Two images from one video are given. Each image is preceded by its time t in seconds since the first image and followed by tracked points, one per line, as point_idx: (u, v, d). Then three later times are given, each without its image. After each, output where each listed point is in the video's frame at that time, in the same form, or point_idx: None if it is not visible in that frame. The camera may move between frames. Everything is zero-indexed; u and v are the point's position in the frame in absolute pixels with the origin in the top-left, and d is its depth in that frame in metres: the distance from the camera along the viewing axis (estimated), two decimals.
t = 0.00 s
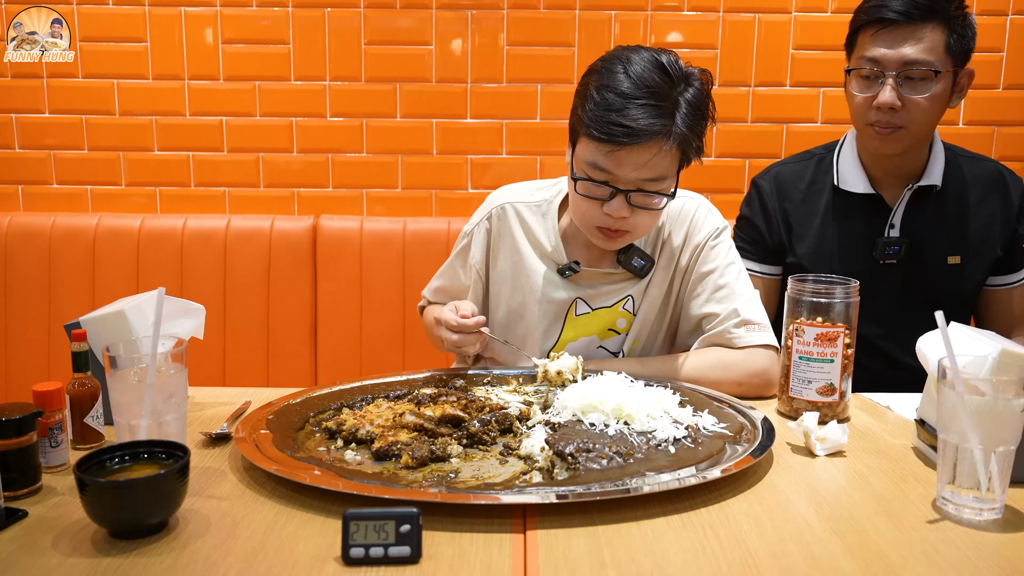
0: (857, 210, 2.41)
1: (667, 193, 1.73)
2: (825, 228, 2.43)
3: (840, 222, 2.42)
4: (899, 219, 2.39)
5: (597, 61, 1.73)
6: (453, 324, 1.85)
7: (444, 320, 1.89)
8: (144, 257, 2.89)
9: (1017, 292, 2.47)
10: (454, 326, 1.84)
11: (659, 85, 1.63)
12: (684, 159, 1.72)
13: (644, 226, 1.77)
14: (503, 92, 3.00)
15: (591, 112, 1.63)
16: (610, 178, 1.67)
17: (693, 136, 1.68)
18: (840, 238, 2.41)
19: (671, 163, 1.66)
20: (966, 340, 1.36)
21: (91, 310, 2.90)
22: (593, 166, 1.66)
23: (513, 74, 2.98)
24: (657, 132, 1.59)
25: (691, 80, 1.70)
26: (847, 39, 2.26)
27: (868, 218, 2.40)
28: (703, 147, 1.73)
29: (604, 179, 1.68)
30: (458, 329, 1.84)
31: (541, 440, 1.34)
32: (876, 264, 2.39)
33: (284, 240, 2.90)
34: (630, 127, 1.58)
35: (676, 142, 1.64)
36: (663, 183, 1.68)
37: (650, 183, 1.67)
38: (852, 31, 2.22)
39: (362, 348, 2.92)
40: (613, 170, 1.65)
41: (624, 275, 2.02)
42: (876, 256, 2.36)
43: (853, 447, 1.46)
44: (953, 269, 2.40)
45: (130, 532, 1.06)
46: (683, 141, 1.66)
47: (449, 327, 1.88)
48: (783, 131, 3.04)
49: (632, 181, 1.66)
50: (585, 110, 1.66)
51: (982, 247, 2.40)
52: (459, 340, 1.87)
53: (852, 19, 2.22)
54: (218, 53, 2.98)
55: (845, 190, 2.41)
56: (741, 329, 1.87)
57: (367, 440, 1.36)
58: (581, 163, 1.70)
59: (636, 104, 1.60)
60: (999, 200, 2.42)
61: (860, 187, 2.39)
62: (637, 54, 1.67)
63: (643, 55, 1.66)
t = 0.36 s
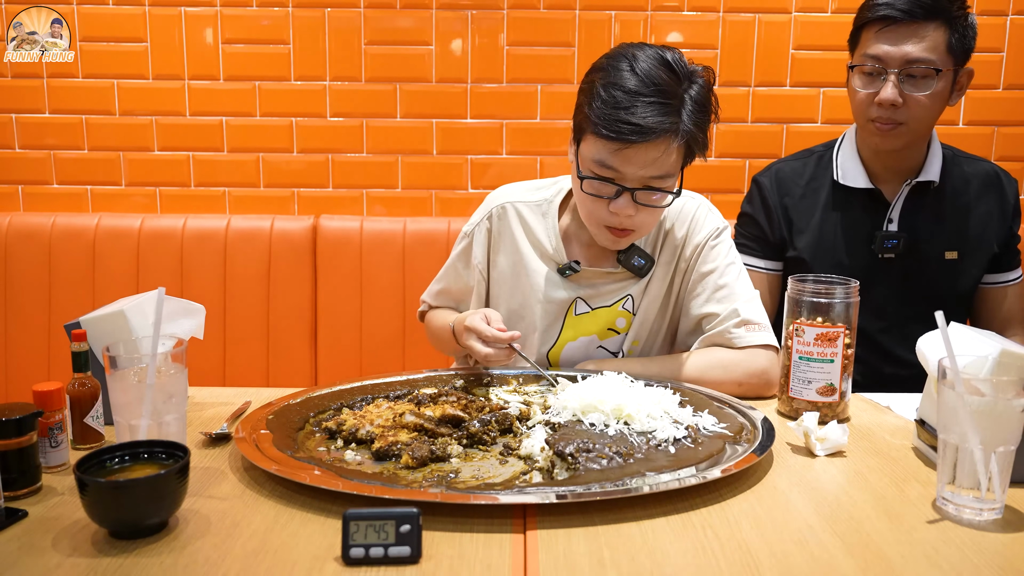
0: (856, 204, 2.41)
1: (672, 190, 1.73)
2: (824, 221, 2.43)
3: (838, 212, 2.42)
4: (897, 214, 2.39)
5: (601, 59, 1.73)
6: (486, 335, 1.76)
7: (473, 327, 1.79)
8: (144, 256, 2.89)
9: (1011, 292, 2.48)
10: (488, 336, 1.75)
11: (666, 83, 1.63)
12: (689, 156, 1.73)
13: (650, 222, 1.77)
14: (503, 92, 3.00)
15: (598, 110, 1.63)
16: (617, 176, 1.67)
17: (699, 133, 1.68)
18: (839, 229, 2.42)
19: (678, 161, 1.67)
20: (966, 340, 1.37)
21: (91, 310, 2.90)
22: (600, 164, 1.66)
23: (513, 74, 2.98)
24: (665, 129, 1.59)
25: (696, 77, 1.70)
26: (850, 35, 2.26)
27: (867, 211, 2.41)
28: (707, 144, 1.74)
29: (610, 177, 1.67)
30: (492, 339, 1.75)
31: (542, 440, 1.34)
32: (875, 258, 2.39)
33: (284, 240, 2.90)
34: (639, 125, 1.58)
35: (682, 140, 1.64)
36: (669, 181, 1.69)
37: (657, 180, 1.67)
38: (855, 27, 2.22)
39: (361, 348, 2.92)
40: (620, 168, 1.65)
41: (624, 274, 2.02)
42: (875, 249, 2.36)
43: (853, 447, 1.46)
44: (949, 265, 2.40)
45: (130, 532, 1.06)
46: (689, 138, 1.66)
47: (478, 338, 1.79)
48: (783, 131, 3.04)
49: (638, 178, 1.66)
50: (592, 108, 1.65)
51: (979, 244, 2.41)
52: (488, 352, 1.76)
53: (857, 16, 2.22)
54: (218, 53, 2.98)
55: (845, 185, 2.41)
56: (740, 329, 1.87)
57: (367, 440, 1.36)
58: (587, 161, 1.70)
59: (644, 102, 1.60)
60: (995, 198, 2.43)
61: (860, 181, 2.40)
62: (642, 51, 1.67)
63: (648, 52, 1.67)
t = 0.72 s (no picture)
0: (856, 204, 2.41)
1: (673, 187, 1.73)
2: (824, 220, 2.43)
3: (838, 212, 2.42)
4: (897, 214, 2.39)
5: (604, 55, 1.73)
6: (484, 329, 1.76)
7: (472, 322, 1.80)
8: (144, 256, 2.89)
9: (1011, 291, 2.48)
10: (487, 329, 1.75)
11: (669, 79, 1.63)
12: (691, 153, 1.73)
13: (652, 220, 1.76)
14: (503, 92, 3.00)
15: (601, 105, 1.63)
16: (618, 172, 1.67)
17: (702, 130, 1.68)
18: (839, 228, 2.41)
19: (680, 158, 1.67)
20: (966, 340, 1.37)
21: (91, 310, 2.90)
22: (602, 159, 1.66)
23: (513, 74, 2.98)
24: (667, 125, 1.60)
25: (699, 74, 1.70)
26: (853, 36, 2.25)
27: (868, 211, 2.40)
28: (709, 142, 1.74)
29: (612, 173, 1.67)
30: (491, 333, 1.75)
31: (542, 440, 1.34)
32: (874, 258, 2.39)
33: (284, 240, 2.90)
34: (642, 120, 1.58)
35: (685, 136, 1.65)
36: (671, 178, 1.69)
37: (659, 176, 1.67)
38: (860, 28, 2.20)
39: (361, 348, 2.92)
40: (622, 164, 1.65)
41: (625, 274, 2.02)
42: (875, 249, 2.36)
43: (853, 447, 1.46)
44: (949, 265, 2.40)
45: (130, 532, 1.06)
46: (691, 135, 1.67)
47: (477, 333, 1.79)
48: (783, 131, 3.04)
49: (640, 175, 1.66)
50: (594, 103, 1.65)
51: (978, 244, 2.41)
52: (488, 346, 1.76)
53: (862, 16, 2.21)
54: (218, 53, 2.98)
55: (846, 185, 2.41)
56: (740, 329, 1.87)
57: (367, 440, 1.36)
58: (589, 157, 1.70)
59: (647, 98, 1.60)
60: (995, 198, 2.43)
61: (861, 181, 2.40)
62: (645, 48, 1.67)
63: (651, 49, 1.67)
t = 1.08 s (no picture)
0: (857, 205, 2.41)
1: (673, 189, 1.73)
2: (825, 221, 2.43)
3: (839, 213, 2.42)
4: (899, 215, 2.39)
5: (606, 55, 1.73)
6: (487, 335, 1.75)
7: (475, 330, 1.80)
8: (144, 257, 2.89)
9: (1013, 291, 2.47)
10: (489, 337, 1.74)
11: (669, 81, 1.62)
12: (691, 155, 1.72)
13: (652, 221, 1.77)
14: (503, 92, 3.00)
15: (601, 107, 1.63)
16: (618, 173, 1.67)
17: (702, 133, 1.68)
18: (840, 229, 2.41)
19: (679, 160, 1.67)
20: (966, 340, 1.37)
21: (91, 310, 2.90)
22: (602, 161, 1.66)
23: (513, 74, 2.98)
24: (667, 128, 1.60)
25: (700, 76, 1.70)
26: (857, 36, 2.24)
27: (868, 212, 2.40)
28: (710, 144, 1.74)
29: (611, 174, 1.68)
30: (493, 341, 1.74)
31: (541, 440, 1.34)
32: (875, 258, 2.39)
33: (284, 240, 2.90)
34: (641, 123, 1.58)
35: (684, 138, 1.65)
36: (671, 180, 1.69)
37: (658, 179, 1.67)
38: (863, 28, 2.20)
39: (361, 348, 2.92)
40: (622, 166, 1.65)
41: (626, 274, 2.02)
42: (876, 250, 2.37)
43: (853, 447, 1.46)
44: (951, 266, 2.40)
45: (130, 532, 1.06)
46: (691, 137, 1.66)
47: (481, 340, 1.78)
48: (783, 131, 3.04)
49: (640, 177, 1.66)
50: (594, 105, 1.65)
51: (980, 244, 2.40)
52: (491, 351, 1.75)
53: (865, 15, 2.20)
54: (218, 53, 2.98)
55: (847, 186, 2.41)
56: (741, 329, 1.87)
57: (367, 440, 1.36)
58: (589, 158, 1.70)
59: (647, 100, 1.60)
60: (998, 198, 2.42)
61: (862, 181, 2.39)
62: (646, 49, 1.66)
63: (652, 50, 1.66)
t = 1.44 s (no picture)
0: (857, 205, 2.41)
1: (664, 197, 1.72)
2: (825, 222, 2.43)
3: (840, 214, 2.42)
4: (899, 215, 2.39)
5: (598, 64, 1.73)
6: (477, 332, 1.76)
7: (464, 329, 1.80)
8: (144, 256, 2.89)
9: (1013, 292, 2.47)
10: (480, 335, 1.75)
11: (657, 89, 1.62)
12: (682, 164, 1.72)
13: (644, 230, 1.77)
14: (503, 92, 3.00)
15: (588, 116, 1.63)
16: (607, 182, 1.67)
17: (692, 141, 1.68)
18: (841, 229, 2.41)
19: (669, 168, 1.66)
20: (966, 340, 1.37)
21: (91, 310, 2.90)
22: (590, 170, 1.67)
23: (513, 74, 2.98)
24: (652, 136, 1.59)
25: (691, 85, 1.69)
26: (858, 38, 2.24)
27: (869, 212, 2.40)
28: (701, 152, 1.73)
29: (600, 183, 1.68)
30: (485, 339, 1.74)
31: (541, 440, 1.34)
32: (875, 259, 2.39)
33: (284, 239, 2.90)
34: (626, 131, 1.58)
35: (673, 146, 1.64)
36: (661, 188, 1.68)
37: (647, 187, 1.66)
38: (865, 30, 2.20)
39: (362, 348, 2.92)
40: (609, 174, 1.65)
41: (626, 276, 2.01)
42: (876, 250, 2.37)
43: (853, 447, 1.46)
44: (951, 266, 2.40)
45: (130, 532, 1.06)
46: (679, 146, 1.66)
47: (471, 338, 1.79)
48: (783, 131, 3.04)
49: (629, 185, 1.66)
50: (582, 114, 1.66)
51: (981, 244, 2.41)
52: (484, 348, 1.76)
53: (866, 18, 2.20)
54: (218, 53, 2.98)
55: (848, 187, 2.41)
56: (741, 329, 1.87)
57: (367, 440, 1.36)
58: (579, 167, 1.70)
59: (633, 108, 1.60)
60: (998, 198, 2.43)
61: (863, 183, 2.39)
62: (636, 58, 1.66)
63: (642, 59, 1.66)
